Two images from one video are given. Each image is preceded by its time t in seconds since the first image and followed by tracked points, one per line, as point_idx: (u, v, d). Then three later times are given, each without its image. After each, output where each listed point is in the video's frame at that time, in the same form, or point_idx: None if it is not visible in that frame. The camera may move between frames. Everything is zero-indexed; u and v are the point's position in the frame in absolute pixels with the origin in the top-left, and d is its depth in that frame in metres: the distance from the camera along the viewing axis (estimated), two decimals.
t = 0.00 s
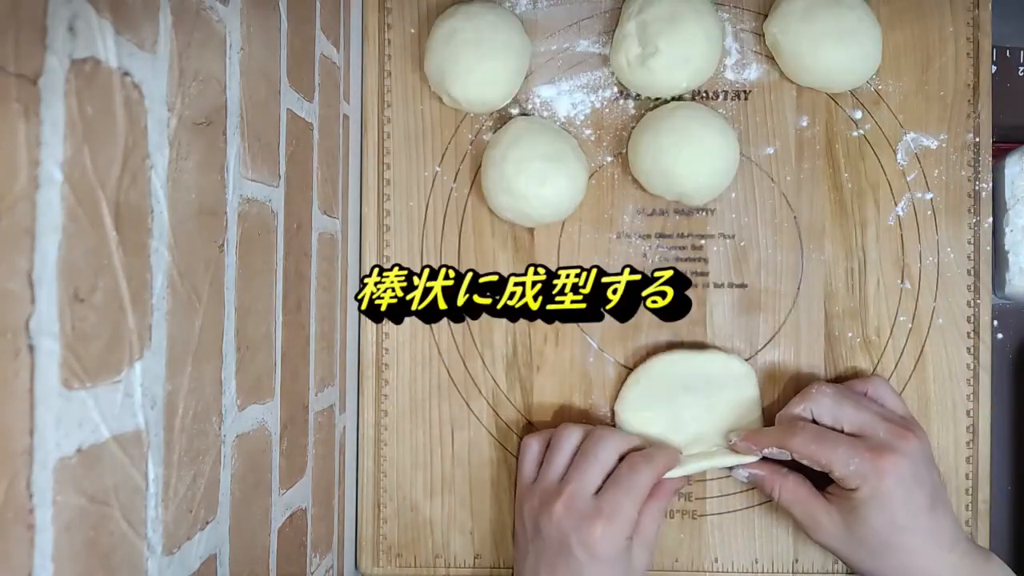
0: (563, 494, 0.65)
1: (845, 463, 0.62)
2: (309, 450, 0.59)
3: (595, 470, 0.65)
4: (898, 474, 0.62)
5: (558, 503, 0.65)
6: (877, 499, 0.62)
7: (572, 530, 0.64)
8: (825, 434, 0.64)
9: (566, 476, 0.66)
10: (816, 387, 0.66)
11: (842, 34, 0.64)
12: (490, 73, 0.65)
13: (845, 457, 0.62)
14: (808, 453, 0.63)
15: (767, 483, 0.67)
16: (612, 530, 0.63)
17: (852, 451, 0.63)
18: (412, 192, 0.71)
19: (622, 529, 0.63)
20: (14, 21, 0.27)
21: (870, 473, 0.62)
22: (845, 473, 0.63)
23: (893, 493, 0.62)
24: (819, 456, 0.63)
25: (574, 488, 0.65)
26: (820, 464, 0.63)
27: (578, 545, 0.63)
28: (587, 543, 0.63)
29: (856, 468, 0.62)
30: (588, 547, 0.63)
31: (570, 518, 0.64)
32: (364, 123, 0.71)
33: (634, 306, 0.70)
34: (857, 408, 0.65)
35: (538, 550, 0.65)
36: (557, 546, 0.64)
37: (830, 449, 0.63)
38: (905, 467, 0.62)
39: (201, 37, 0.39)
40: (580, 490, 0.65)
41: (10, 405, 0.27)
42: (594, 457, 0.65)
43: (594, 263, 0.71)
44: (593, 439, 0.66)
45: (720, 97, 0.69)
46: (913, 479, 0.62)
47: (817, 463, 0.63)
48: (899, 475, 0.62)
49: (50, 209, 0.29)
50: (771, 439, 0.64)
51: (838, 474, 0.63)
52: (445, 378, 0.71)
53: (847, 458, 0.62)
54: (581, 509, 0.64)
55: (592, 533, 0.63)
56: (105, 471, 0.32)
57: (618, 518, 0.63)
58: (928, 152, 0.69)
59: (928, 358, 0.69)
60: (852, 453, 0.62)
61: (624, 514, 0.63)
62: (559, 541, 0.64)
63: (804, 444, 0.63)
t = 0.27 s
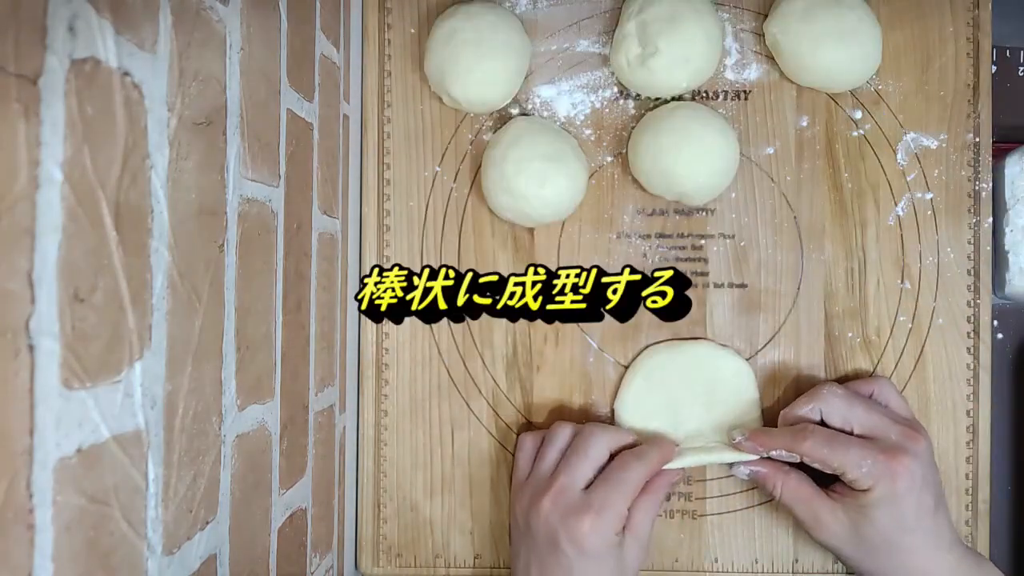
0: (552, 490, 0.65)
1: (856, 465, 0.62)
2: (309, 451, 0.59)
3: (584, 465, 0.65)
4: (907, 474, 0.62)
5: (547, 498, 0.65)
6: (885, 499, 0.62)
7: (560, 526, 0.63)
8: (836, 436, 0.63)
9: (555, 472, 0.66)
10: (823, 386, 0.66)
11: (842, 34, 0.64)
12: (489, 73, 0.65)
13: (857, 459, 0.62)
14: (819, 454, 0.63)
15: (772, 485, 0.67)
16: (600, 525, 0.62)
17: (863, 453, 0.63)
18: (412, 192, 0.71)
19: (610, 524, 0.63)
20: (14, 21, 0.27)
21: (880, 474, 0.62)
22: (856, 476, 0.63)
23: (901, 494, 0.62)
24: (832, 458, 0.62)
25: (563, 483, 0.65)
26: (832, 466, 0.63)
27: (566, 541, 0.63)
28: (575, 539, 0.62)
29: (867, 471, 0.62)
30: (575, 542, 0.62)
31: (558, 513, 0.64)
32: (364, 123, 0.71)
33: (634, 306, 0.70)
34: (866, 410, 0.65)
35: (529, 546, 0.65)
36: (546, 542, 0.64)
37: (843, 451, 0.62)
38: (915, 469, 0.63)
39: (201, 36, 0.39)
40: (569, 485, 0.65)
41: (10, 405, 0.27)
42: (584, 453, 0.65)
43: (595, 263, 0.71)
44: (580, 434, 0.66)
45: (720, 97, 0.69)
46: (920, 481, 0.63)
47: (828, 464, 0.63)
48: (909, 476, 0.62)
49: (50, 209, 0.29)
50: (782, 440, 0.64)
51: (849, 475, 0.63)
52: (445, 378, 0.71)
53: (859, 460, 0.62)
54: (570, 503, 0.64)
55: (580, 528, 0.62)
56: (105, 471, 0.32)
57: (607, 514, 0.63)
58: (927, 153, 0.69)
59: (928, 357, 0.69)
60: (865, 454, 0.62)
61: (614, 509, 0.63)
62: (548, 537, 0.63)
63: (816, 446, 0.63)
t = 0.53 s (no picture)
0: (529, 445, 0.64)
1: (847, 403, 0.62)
2: (309, 450, 0.59)
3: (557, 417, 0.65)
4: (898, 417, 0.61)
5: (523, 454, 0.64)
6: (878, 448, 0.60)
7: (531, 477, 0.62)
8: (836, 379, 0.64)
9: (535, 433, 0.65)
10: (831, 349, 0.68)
11: (841, 34, 0.64)
12: (489, 73, 0.65)
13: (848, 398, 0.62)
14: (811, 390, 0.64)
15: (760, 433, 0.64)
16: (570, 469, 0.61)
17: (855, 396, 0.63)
18: (412, 192, 0.71)
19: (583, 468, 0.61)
20: (14, 22, 0.27)
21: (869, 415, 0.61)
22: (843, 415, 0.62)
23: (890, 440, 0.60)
24: (821, 392, 0.63)
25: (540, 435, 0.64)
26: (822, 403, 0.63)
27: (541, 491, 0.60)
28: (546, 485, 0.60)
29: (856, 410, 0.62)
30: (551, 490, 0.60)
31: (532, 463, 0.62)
32: (364, 123, 0.71)
33: (634, 306, 0.70)
34: (865, 367, 0.66)
35: (516, 508, 0.63)
36: (525, 496, 0.62)
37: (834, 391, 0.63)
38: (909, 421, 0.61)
39: (200, 36, 0.39)
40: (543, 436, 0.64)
41: (10, 405, 0.27)
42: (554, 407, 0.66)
43: (594, 263, 0.71)
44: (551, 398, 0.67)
45: (721, 97, 0.69)
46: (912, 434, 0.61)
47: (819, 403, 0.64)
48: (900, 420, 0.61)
49: (50, 209, 0.29)
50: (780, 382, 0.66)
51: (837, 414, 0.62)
52: (445, 378, 0.71)
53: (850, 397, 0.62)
54: (542, 453, 0.63)
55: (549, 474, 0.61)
56: (104, 471, 0.32)
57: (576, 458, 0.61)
58: (927, 153, 0.69)
59: (928, 357, 0.69)
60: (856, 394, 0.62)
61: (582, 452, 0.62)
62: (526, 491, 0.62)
63: (811, 385, 0.64)
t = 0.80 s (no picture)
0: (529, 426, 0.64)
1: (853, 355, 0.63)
2: (309, 449, 0.59)
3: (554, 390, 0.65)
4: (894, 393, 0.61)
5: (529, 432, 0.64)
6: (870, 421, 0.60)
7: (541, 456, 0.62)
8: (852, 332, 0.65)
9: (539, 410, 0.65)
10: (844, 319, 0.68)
11: (842, 33, 0.64)
12: (490, 73, 0.65)
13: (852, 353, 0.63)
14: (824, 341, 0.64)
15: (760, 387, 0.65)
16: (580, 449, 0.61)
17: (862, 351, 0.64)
18: (412, 192, 0.71)
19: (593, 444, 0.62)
20: (14, 22, 0.27)
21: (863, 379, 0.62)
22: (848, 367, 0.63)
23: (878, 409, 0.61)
24: (836, 337, 0.64)
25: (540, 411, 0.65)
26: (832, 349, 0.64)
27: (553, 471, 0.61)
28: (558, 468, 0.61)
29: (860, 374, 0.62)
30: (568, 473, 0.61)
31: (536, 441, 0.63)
32: (364, 123, 0.71)
33: (634, 306, 0.70)
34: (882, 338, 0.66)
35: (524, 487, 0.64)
36: (535, 475, 0.62)
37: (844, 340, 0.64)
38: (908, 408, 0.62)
39: (200, 36, 0.39)
40: (544, 413, 0.64)
41: (10, 406, 0.27)
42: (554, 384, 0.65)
43: (594, 262, 0.71)
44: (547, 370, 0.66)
45: (721, 97, 0.69)
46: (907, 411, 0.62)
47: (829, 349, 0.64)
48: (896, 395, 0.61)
49: (50, 209, 0.29)
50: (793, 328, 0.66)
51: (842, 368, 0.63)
52: (446, 378, 0.71)
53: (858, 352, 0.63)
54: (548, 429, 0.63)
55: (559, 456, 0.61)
56: (104, 471, 0.32)
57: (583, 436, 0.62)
58: (927, 154, 0.69)
59: (928, 357, 0.69)
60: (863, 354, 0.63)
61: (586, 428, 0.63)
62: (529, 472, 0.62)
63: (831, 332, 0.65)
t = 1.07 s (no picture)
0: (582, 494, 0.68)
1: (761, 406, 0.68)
2: (309, 450, 0.59)
3: (591, 437, 0.69)
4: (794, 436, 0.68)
5: (582, 505, 0.68)
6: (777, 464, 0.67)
7: (607, 533, 0.66)
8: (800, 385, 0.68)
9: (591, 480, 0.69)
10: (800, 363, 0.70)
11: (841, 34, 0.64)
12: (489, 73, 0.65)
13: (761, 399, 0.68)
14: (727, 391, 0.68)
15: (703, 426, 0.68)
16: (648, 522, 0.66)
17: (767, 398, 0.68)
18: (412, 192, 0.71)
19: (661, 516, 0.66)
20: (14, 22, 0.27)
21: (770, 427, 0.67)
22: (744, 416, 0.67)
23: (787, 456, 0.67)
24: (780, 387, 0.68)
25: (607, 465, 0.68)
26: (740, 398, 0.68)
27: (620, 547, 0.65)
28: (629, 546, 0.65)
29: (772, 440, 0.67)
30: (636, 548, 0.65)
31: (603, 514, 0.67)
32: (364, 123, 0.71)
33: (634, 306, 0.70)
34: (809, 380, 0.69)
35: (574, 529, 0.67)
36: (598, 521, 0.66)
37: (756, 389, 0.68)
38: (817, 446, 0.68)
39: (201, 36, 0.39)
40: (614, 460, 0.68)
41: (10, 405, 0.27)
42: (586, 444, 0.68)
43: (594, 263, 0.71)
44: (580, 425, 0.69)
45: (721, 97, 0.69)
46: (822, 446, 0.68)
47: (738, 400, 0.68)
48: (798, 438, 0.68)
49: (50, 209, 0.29)
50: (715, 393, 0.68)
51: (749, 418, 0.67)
52: (445, 378, 0.71)
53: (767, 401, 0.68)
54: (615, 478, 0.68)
55: (631, 531, 0.66)
56: (105, 471, 0.32)
57: (649, 509, 0.66)
58: (927, 153, 0.69)
59: (928, 357, 0.69)
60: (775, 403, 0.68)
61: (650, 499, 0.66)
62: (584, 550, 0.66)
63: (749, 374, 0.68)
